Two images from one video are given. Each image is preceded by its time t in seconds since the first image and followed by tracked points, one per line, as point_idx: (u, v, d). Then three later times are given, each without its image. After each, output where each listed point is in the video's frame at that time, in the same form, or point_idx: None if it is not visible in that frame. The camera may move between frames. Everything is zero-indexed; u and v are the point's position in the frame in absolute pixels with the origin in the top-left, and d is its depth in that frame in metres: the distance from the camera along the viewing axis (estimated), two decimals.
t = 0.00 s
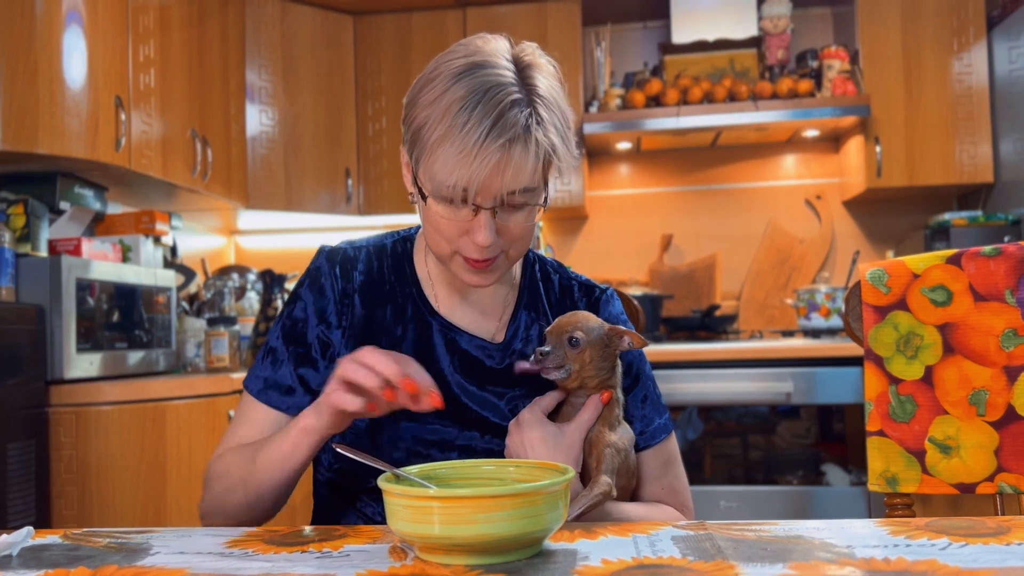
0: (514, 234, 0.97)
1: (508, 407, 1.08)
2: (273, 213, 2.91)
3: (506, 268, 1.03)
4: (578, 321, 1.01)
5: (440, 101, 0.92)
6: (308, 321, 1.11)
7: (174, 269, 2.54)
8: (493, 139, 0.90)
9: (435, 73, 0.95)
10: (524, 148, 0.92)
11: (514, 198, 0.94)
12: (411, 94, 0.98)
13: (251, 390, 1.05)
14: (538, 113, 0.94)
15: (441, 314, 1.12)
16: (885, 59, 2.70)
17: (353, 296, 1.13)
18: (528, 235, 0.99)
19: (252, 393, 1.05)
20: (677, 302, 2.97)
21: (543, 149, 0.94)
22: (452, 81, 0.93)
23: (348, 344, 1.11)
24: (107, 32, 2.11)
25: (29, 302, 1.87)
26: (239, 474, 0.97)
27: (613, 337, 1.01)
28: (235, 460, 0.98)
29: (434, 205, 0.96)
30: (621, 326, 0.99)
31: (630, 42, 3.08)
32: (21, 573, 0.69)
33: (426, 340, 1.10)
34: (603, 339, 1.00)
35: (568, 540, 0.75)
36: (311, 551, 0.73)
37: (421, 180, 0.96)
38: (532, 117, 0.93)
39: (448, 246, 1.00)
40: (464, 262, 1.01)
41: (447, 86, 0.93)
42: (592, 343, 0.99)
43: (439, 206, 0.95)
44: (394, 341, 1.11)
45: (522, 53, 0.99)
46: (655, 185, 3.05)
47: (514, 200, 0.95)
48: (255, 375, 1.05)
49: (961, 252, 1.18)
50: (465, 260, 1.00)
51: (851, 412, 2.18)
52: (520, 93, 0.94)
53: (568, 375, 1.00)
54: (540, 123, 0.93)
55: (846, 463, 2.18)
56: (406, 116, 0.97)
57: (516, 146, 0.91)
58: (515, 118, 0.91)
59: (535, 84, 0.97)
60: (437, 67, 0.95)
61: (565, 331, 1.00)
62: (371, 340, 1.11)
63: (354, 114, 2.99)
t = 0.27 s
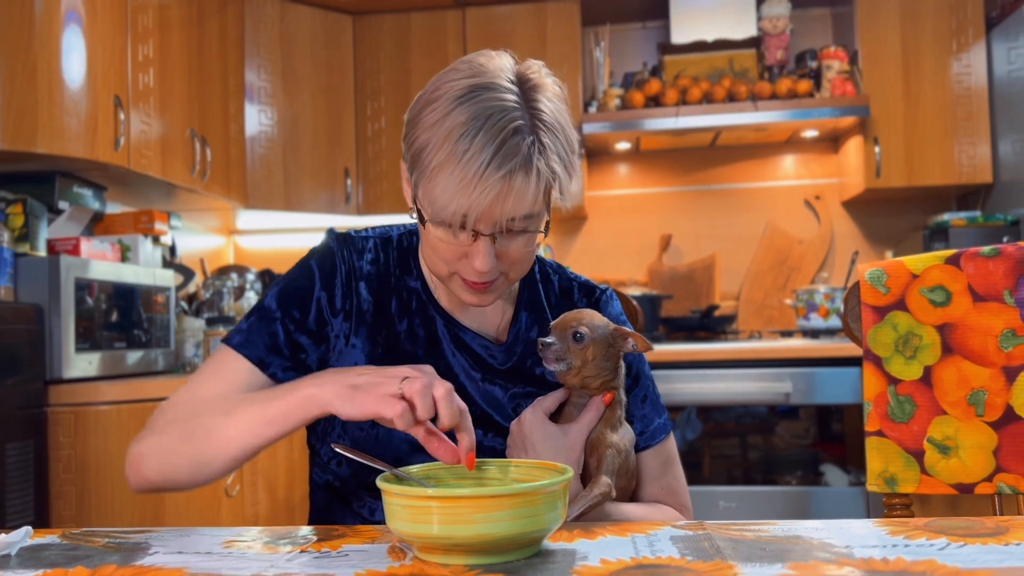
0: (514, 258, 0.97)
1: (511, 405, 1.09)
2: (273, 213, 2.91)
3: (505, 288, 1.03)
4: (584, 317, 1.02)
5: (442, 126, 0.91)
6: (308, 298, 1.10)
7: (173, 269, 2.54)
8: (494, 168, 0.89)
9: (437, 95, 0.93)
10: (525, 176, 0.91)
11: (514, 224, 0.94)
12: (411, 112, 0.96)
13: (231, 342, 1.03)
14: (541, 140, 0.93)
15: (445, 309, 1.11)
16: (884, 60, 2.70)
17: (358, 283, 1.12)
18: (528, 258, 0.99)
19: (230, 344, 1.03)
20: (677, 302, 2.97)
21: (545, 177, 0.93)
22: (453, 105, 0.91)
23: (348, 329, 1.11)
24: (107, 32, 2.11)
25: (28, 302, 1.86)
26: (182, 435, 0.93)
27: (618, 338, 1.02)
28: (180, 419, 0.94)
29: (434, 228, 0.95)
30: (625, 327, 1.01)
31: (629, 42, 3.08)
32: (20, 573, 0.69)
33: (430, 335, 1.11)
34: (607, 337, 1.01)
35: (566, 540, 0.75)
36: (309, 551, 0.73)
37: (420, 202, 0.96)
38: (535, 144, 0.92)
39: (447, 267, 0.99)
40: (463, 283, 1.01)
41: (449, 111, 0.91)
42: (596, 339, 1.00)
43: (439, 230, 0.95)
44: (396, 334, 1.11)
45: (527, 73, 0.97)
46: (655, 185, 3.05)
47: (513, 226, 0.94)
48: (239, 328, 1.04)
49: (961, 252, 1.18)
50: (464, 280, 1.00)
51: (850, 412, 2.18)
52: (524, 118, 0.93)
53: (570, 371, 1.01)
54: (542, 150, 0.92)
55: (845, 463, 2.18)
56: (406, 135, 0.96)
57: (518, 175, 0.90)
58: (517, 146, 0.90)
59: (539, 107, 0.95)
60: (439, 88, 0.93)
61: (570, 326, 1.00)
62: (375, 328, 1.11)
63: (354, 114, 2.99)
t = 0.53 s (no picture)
0: (522, 267, 0.97)
1: (516, 409, 1.09)
2: (271, 212, 2.91)
3: (510, 293, 1.03)
4: (595, 319, 1.04)
5: (456, 134, 0.89)
6: (304, 301, 1.10)
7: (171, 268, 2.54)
8: (509, 179, 0.88)
9: (452, 100, 0.91)
10: (540, 188, 0.90)
11: (525, 235, 0.93)
12: (424, 115, 0.94)
13: (223, 346, 1.03)
14: (558, 151, 0.91)
15: (448, 309, 1.11)
16: (882, 60, 2.70)
17: (360, 284, 1.12)
18: (535, 267, 0.99)
19: (223, 349, 1.03)
20: (675, 302, 2.97)
21: (559, 189, 0.92)
22: (469, 113, 0.89)
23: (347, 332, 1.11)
24: (104, 31, 2.11)
25: (26, 301, 1.86)
26: (163, 412, 0.96)
27: (627, 339, 1.04)
28: (171, 398, 0.98)
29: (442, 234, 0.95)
30: (634, 328, 1.04)
31: (628, 42, 3.07)
32: (17, 572, 0.69)
33: (432, 335, 1.10)
34: (618, 339, 1.03)
35: (565, 539, 0.74)
36: (307, 551, 0.73)
37: (430, 207, 0.94)
38: (551, 155, 0.90)
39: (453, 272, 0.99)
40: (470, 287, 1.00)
41: (464, 119, 0.89)
42: (607, 341, 1.02)
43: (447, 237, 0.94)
44: (399, 334, 1.11)
45: (544, 79, 0.96)
46: (653, 185, 3.05)
47: (524, 236, 0.93)
48: (231, 334, 1.04)
49: (959, 253, 1.18)
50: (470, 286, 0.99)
51: (848, 413, 2.18)
52: (540, 128, 0.91)
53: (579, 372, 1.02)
54: (558, 161, 0.91)
55: (843, 463, 2.18)
56: (418, 139, 0.94)
57: (533, 186, 0.89)
58: (533, 157, 0.89)
59: (556, 116, 0.93)
60: (454, 94, 0.91)
61: (583, 328, 1.02)
62: (377, 330, 1.11)
63: (352, 114, 2.99)
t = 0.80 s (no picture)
0: (514, 269, 0.97)
1: (511, 412, 1.08)
2: (269, 210, 2.90)
3: (503, 296, 1.03)
4: (586, 322, 1.02)
5: (453, 132, 0.89)
6: (298, 312, 1.10)
7: (168, 266, 2.54)
8: (503, 180, 0.87)
9: (450, 98, 0.91)
10: (536, 190, 0.90)
11: (519, 236, 0.93)
12: (421, 111, 0.94)
13: (223, 369, 1.05)
14: (554, 153, 0.91)
15: (442, 312, 1.11)
16: (880, 60, 2.70)
17: (354, 289, 1.12)
18: (529, 269, 0.99)
19: (223, 372, 1.06)
20: (673, 301, 2.97)
21: (554, 191, 0.91)
22: (467, 111, 0.89)
23: (342, 339, 1.11)
24: (102, 28, 2.10)
25: (23, 299, 1.85)
26: (180, 447, 0.96)
27: (620, 338, 1.03)
28: (181, 432, 0.98)
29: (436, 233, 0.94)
30: (627, 327, 1.02)
31: (626, 41, 3.07)
32: (14, 571, 0.69)
33: (427, 339, 1.10)
34: (611, 340, 1.02)
35: (563, 538, 0.74)
36: (305, 550, 0.73)
37: (424, 205, 0.94)
38: (547, 157, 0.90)
39: (445, 272, 0.98)
40: (462, 287, 0.99)
41: (461, 117, 0.89)
42: (599, 344, 1.01)
43: (441, 236, 0.94)
44: (394, 338, 1.10)
45: (545, 82, 0.96)
46: (651, 184, 3.05)
47: (518, 238, 0.93)
48: (230, 355, 1.06)
49: (956, 252, 1.18)
50: (463, 287, 0.99)
51: (846, 412, 2.18)
52: (538, 129, 0.91)
53: (573, 377, 1.01)
54: (554, 164, 0.91)
55: (841, 463, 2.19)
56: (415, 135, 0.94)
57: (527, 188, 0.89)
58: (529, 159, 0.89)
59: (555, 118, 0.93)
60: (453, 91, 0.91)
61: (574, 333, 1.01)
62: (372, 335, 1.10)
63: (349, 113, 2.99)
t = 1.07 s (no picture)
0: (508, 267, 0.96)
1: (506, 411, 1.08)
2: (266, 209, 2.90)
3: (496, 293, 1.03)
4: (578, 321, 1.02)
5: (452, 127, 0.89)
6: (290, 313, 1.10)
7: (165, 264, 2.53)
8: (501, 177, 0.87)
9: (451, 92, 0.91)
10: (534, 188, 0.90)
11: (515, 234, 0.93)
12: (421, 105, 0.94)
13: (213, 369, 1.05)
14: (554, 151, 0.91)
15: (435, 311, 1.11)
16: (878, 59, 2.70)
17: (346, 288, 1.11)
18: (523, 268, 0.99)
19: (213, 373, 1.05)
20: (671, 300, 2.97)
21: (552, 189, 0.91)
22: (467, 106, 0.89)
23: (335, 340, 1.10)
24: (99, 26, 2.09)
25: (19, 297, 1.85)
26: (171, 450, 0.97)
27: (612, 334, 1.03)
28: (173, 434, 0.98)
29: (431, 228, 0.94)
30: (619, 322, 1.02)
31: (625, 40, 3.07)
32: (10, 569, 0.68)
33: (421, 339, 1.10)
34: (603, 337, 1.02)
35: (560, 535, 0.74)
36: (302, 547, 0.73)
37: (421, 199, 0.93)
38: (546, 155, 0.90)
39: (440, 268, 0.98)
40: (457, 283, 0.99)
41: (462, 112, 0.89)
42: (592, 343, 1.01)
43: (436, 231, 0.93)
44: (387, 338, 1.10)
45: (547, 80, 0.96)
46: (649, 183, 3.05)
47: (514, 235, 0.93)
48: (220, 356, 1.06)
49: (954, 250, 1.18)
50: (457, 283, 0.99)
51: (843, 411, 2.18)
52: (538, 126, 0.91)
53: (567, 376, 1.01)
54: (553, 162, 0.91)
55: (838, 462, 2.19)
56: (414, 129, 0.94)
57: (525, 185, 0.89)
58: (529, 157, 0.89)
59: (556, 116, 0.93)
60: (454, 86, 0.91)
61: (566, 333, 1.01)
62: (364, 335, 1.10)
63: (347, 111, 2.99)
